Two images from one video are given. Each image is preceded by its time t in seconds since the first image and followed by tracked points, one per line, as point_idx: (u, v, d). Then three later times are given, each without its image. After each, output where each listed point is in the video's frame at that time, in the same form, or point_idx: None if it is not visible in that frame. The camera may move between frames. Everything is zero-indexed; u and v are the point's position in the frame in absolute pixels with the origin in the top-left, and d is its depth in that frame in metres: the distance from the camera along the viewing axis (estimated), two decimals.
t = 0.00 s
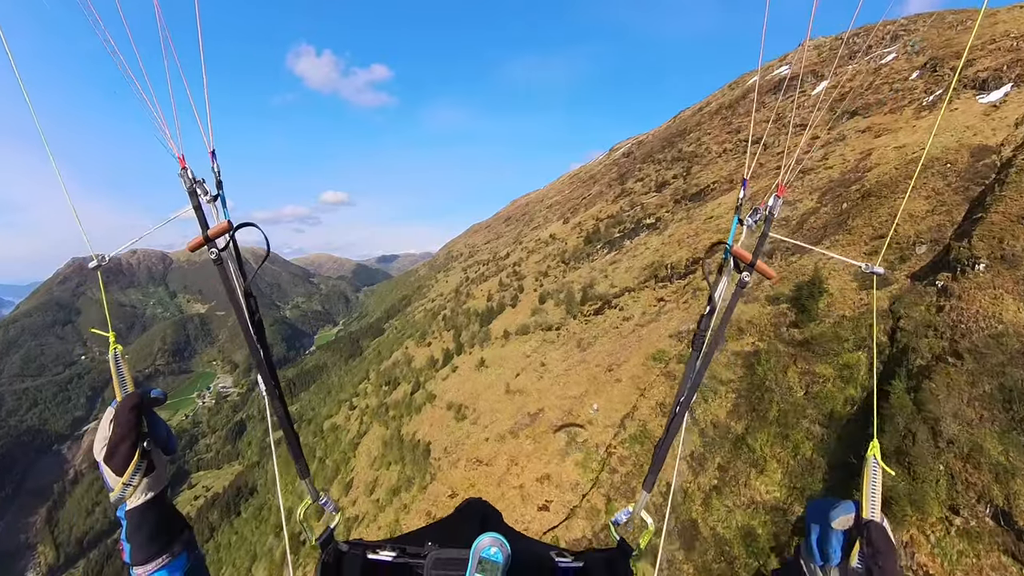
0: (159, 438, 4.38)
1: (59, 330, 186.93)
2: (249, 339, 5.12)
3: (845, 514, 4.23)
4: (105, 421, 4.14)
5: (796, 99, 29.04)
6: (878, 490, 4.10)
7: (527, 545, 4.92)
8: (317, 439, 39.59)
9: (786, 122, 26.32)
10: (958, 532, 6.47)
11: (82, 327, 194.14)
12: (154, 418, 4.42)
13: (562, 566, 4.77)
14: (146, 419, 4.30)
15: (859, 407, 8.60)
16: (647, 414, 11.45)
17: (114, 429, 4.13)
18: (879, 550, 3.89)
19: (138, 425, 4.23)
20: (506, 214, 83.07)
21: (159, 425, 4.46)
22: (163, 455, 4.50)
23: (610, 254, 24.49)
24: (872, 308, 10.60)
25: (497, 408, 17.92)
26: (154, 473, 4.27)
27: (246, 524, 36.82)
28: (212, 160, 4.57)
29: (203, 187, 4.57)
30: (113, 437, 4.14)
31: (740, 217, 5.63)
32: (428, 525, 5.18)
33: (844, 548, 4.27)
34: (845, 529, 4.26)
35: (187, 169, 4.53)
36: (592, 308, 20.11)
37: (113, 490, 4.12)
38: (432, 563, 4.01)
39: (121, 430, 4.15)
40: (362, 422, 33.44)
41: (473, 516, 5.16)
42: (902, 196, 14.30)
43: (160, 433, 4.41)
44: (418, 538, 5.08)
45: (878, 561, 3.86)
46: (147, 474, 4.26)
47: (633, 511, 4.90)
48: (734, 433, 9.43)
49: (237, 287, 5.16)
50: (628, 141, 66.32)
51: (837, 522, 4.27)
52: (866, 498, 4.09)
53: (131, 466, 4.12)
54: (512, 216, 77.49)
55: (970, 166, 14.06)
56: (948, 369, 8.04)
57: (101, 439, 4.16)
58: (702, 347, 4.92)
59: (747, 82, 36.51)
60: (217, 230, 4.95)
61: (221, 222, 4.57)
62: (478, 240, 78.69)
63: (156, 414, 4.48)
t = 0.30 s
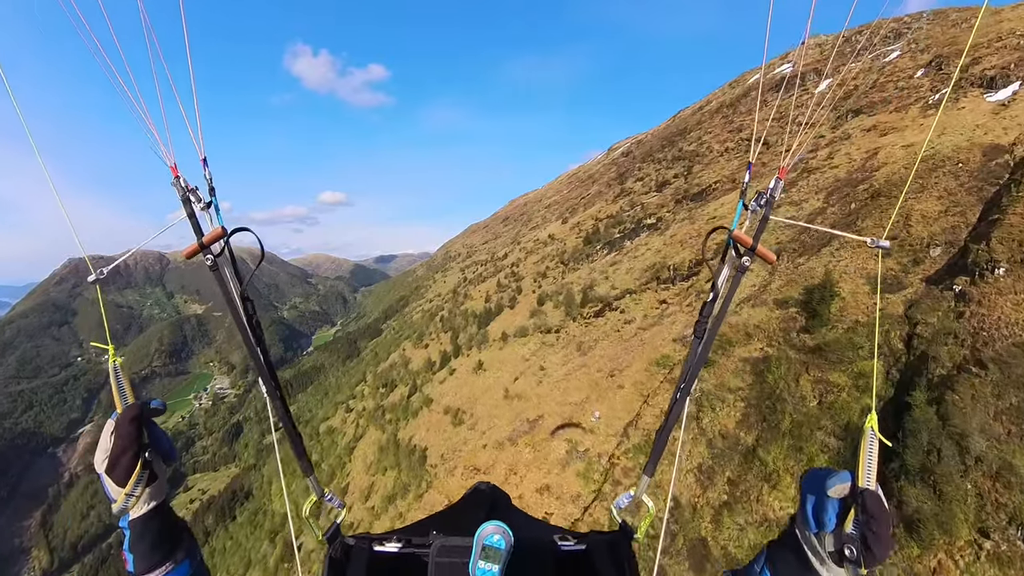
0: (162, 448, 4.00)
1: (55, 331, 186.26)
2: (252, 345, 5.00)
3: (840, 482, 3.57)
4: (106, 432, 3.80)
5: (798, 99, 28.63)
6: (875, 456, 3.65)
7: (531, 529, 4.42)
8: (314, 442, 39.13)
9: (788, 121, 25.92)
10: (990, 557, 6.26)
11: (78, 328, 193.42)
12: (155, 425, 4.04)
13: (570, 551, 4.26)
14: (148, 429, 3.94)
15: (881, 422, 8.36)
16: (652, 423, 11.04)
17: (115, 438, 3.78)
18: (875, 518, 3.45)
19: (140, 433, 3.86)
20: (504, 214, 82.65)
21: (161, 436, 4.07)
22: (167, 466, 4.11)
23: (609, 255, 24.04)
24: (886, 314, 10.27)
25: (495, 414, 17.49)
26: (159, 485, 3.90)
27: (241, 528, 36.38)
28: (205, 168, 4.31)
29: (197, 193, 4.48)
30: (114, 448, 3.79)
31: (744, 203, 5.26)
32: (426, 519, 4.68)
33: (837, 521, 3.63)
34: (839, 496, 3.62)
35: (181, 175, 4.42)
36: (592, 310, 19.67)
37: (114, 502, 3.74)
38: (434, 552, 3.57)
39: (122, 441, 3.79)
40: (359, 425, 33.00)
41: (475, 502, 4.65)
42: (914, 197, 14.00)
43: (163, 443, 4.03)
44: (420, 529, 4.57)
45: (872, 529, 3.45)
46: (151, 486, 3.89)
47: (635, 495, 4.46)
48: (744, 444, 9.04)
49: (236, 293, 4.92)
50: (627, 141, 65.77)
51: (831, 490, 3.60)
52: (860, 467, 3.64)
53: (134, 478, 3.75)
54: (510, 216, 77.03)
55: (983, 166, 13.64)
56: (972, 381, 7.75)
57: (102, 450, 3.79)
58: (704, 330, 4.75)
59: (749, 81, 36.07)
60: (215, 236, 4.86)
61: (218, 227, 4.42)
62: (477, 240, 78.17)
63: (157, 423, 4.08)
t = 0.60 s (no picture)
0: (174, 454, 3.73)
1: (52, 332, 185.68)
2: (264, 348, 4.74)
3: (861, 468, 3.17)
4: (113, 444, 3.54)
5: (801, 97, 28.22)
6: (894, 445, 3.40)
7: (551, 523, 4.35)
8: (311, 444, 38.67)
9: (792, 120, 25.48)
10: None
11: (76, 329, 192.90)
12: (165, 430, 3.78)
13: (593, 541, 4.15)
14: (158, 437, 3.69)
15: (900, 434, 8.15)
16: (657, 432, 10.61)
17: (123, 451, 3.52)
18: (895, 500, 3.14)
19: (151, 443, 3.62)
20: (503, 214, 82.13)
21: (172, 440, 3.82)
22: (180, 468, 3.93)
23: (610, 256, 23.62)
24: (902, 321, 9.93)
25: (493, 419, 17.04)
26: (174, 491, 3.74)
27: (237, 532, 36.00)
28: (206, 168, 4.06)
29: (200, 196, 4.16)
30: (122, 460, 3.54)
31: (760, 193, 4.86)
32: (448, 513, 4.59)
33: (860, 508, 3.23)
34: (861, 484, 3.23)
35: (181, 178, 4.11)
36: (593, 313, 19.21)
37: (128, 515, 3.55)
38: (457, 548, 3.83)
39: (131, 454, 3.52)
40: (356, 428, 32.55)
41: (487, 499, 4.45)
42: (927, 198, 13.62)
43: (175, 449, 3.77)
44: (443, 523, 4.47)
45: (892, 514, 3.13)
46: (166, 493, 3.73)
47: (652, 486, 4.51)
48: (756, 457, 8.72)
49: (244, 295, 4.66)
50: (627, 140, 65.24)
51: (850, 475, 3.19)
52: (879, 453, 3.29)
53: (147, 490, 3.55)
54: (509, 215, 76.49)
55: (997, 166, 13.19)
56: (998, 393, 7.37)
57: (111, 461, 3.55)
58: (721, 324, 4.32)
59: (751, 79, 35.60)
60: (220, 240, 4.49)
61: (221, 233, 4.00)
62: (475, 240, 77.65)
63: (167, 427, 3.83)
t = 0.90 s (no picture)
0: (180, 436, 3.28)
1: (51, 333, 185.32)
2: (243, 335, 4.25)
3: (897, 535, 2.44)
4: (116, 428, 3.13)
5: (806, 95, 27.76)
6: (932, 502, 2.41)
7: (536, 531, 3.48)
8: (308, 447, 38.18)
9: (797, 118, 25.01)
10: None
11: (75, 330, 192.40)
12: (170, 410, 3.32)
13: (574, 565, 3.17)
14: (161, 420, 3.23)
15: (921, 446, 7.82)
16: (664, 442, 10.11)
17: (127, 432, 3.08)
18: None
19: (153, 423, 3.17)
20: (503, 214, 81.69)
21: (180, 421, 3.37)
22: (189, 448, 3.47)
23: (613, 256, 23.17)
24: (920, 326, 9.54)
25: (493, 424, 16.59)
26: (184, 472, 3.29)
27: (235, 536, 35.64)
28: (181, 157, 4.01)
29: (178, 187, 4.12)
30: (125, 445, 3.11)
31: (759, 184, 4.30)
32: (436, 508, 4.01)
33: None
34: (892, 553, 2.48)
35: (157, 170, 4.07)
36: (595, 315, 18.76)
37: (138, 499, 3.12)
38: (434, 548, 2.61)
39: (134, 435, 3.09)
40: (354, 431, 32.08)
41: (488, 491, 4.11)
42: (942, 198, 13.17)
43: (181, 429, 3.32)
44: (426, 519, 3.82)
45: None
46: (175, 474, 3.27)
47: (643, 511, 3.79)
48: (770, 470, 8.37)
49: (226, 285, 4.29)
50: (627, 139, 64.73)
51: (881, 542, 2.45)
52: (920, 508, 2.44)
53: (153, 472, 3.11)
54: (508, 216, 75.94)
55: (1013, 165, 12.74)
56: None
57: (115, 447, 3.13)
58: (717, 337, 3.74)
59: (753, 77, 35.13)
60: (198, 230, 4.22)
61: (203, 218, 4.00)
62: (475, 241, 77.16)
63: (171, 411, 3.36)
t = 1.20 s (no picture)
0: (169, 434, 3.34)
1: (52, 333, 185.14)
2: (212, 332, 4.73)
3: (856, 507, 2.67)
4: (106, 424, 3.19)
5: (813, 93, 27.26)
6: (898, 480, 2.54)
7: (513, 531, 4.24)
8: (308, 450, 37.76)
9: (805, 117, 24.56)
10: None
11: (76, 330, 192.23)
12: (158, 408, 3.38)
13: (542, 564, 3.85)
14: (147, 418, 3.28)
15: (945, 459, 7.48)
16: (673, 452, 9.70)
17: (118, 431, 3.15)
18: (897, 556, 2.47)
19: (141, 419, 3.24)
20: (504, 215, 81.30)
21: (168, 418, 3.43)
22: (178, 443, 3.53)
23: (616, 256, 22.76)
24: (942, 333, 9.13)
25: (494, 429, 16.20)
26: (173, 464, 3.33)
27: (234, 541, 35.29)
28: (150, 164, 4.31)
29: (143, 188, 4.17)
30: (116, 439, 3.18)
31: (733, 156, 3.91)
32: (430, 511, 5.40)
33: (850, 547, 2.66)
34: (853, 525, 2.69)
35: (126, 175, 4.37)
36: (598, 317, 18.35)
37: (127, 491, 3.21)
38: (399, 542, 3.82)
39: (124, 432, 3.16)
40: (354, 434, 31.68)
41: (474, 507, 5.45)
42: (958, 197, 12.74)
43: (169, 427, 3.38)
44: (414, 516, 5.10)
45: (890, 567, 2.48)
46: (163, 467, 3.33)
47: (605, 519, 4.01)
48: (786, 484, 7.96)
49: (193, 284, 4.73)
50: (630, 138, 64.19)
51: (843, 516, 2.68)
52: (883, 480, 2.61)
53: (142, 466, 3.18)
54: (511, 216, 75.38)
55: None
56: None
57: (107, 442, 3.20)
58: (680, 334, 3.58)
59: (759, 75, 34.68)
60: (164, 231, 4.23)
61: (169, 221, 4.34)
62: (477, 241, 76.69)
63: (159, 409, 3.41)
